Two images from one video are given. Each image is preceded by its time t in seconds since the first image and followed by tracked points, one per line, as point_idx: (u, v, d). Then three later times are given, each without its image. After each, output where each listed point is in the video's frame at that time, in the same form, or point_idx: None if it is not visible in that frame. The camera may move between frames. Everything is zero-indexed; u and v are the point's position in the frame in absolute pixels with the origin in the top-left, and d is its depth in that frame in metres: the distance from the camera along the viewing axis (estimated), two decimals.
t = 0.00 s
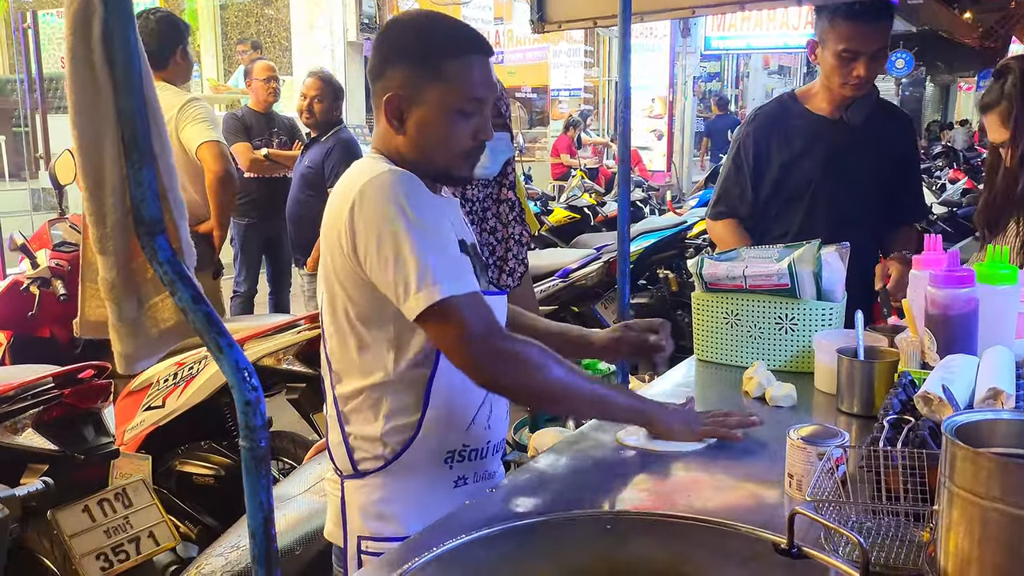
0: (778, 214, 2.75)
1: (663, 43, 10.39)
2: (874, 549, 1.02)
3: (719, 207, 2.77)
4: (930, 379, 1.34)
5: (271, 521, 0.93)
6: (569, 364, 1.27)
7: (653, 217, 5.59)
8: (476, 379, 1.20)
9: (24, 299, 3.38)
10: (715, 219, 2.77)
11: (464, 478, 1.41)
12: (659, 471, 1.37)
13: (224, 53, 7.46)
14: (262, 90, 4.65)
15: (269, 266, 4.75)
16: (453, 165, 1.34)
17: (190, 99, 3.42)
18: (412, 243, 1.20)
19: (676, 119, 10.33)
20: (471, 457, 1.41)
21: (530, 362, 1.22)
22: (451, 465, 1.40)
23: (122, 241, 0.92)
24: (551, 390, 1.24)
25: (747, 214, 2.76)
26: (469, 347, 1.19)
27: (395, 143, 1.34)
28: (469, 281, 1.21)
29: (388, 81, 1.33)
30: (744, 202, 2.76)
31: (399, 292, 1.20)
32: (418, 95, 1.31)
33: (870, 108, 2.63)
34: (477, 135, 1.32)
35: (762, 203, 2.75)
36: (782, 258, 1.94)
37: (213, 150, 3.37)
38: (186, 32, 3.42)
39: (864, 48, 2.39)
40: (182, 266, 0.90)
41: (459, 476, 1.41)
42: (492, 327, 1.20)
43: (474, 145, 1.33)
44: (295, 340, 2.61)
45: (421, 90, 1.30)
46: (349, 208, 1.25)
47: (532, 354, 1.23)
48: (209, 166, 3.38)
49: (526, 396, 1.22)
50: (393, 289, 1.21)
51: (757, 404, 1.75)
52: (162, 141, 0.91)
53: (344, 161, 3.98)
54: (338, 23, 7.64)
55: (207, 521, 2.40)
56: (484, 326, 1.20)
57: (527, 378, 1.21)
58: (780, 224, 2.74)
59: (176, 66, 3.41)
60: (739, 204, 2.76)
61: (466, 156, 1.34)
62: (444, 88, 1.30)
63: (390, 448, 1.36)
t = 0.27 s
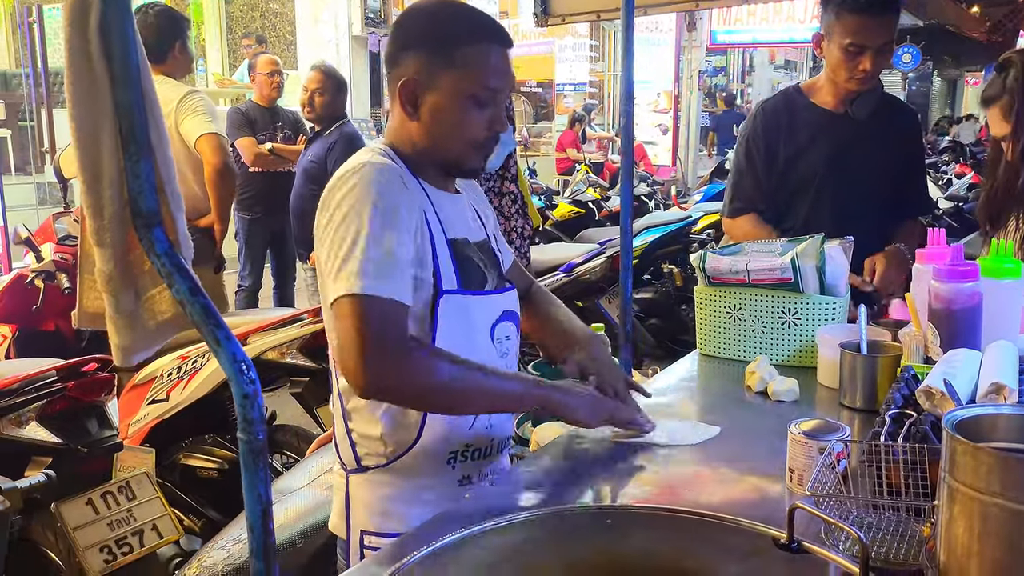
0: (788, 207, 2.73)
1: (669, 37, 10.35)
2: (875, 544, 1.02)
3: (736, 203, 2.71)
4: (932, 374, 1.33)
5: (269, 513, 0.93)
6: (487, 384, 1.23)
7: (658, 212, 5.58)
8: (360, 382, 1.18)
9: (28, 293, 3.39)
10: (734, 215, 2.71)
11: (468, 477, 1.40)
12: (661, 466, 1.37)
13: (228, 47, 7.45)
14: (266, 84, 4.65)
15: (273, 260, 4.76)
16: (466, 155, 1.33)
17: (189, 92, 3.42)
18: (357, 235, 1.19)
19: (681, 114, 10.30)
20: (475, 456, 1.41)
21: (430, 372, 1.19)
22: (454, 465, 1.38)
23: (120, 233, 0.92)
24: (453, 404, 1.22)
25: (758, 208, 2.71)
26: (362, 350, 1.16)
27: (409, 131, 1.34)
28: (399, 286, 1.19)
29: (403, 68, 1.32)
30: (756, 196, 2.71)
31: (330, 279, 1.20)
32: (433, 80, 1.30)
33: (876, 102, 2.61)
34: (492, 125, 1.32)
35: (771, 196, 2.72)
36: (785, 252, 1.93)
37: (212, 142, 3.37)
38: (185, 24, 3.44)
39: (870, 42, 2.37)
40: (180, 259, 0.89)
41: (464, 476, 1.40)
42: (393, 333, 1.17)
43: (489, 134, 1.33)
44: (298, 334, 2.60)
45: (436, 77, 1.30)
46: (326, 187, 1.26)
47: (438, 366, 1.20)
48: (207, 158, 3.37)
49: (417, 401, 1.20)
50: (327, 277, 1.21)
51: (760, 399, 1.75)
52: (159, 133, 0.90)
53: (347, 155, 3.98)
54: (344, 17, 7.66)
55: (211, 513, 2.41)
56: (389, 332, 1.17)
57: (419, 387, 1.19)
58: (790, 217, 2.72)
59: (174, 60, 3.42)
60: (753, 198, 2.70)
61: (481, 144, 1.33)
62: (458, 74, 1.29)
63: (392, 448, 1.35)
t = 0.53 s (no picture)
0: (795, 207, 2.72)
1: (672, 36, 10.34)
2: (876, 546, 1.02)
3: (749, 206, 2.67)
4: (933, 374, 1.33)
5: (269, 513, 0.93)
6: (541, 379, 1.25)
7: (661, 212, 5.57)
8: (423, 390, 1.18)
9: (31, 292, 3.40)
10: (746, 218, 2.67)
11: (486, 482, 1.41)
12: (663, 466, 1.37)
13: (231, 47, 7.47)
14: (269, 85, 4.66)
15: (276, 260, 4.76)
16: (477, 152, 1.34)
17: (189, 91, 3.43)
18: (390, 247, 1.18)
19: (684, 113, 10.29)
20: (493, 462, 1.41)
21: (484, 374, 1.19)
22: (474, 470, 1.39)
23: (121, 234, 0.92)
24: (509, 405, 1.22)
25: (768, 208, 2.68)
26: (419, 358, 1.16)
27: (419, 132, 1.33)
28: (441, 290, 1.19)
29: (407, 70, 1.32)
30: (767, 197, 2.68)
31: (369, 294, 1.19)
32: (440, 83, 1.30)
33: (879, 102, 2.61)
34: (499, 121, 1.32)
35: (779, 197, 2.70)
36: (786, 253, 1.93)
37: (210, 141, 3.38)
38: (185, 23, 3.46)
39: (876, 42, 2.37)
40: (181, 260, 0.89)
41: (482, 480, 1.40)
42: (448, 337, 1.18)
43: (496, 130, 1.33)
44: (300, 334, 2.59)
45: (443, 78, 1.29)
46: (340, 204, 1.25)
47: (492, 367, 1.21)
48: (206, 157, 3.38)
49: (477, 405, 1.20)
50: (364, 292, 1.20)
51: (761, 399, 1.75)
52: (161, 134, 0.90)
53: (349, 155, 3.98)
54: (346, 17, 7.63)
55: (212, 514, 2.41)
56: (440, 338, 1.17)
57: (479, 390, 1.19)
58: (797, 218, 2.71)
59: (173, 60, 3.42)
60: (763, 198, 2.67)
61: (488, 140, 1.33)
62: (465, 74, 1.29)
63: (414, 454, 1.35)
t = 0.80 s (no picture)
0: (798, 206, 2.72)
1: (674, 37, 10.35)
2: (877, 547, 1.01)
3: (750, 206, 2.68)
4: (934, 376, 1.33)
5: (270, 515, 0.93)
6: (528, 373, 1.24)
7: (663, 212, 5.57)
8: (412, 374, 1.16)
9: (34, 294, 3.40)
10: (749, 218, 2.67)
11: (479, 483, 1.40)
12: (664, 467, 1.37)
13: (235, 48, 7.49)
14: (271, 86, 4.67)
15: (279, 260, 4.77)
16: (466, 159, 1.34)
17: (190, 93, 3.44)
18: (378, 237, 1.20)
19: (687, 113, 10.29)
20: (484, 462, 1.42)
21: (474, 360, 1.19)
22: (466, 471, 1.39)
23: (122, 236, 0.93)
24: (500, 394, 1.21)
25: (770, 207, 2.69)
26: (408, 342, 1.16)
27: (408, 134, 1.33)
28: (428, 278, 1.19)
29: (402, 72, 1.32)
30: (769, 195, 2.68)
31: (358, 284, 1.20)
32: (434, 85, 1.30)
33: (885, 102, 2.60)
34: (491, 130, 1.33)
35: (782, 197, 2.70)
36: (788, 253, 1.93)
37: (212, 141, 3.40)
38: (193, 28, 3.52)
39: (880, 42, 2.36)
40: (182, 261, 0.89)
41: (475, 481, 1.40)
42: (438, 329, 1.17)
43: (488, 138, 1.33)
44: (302, 335, 2.60)
45: (437, 81, 1.29)
46: (330, 202, 1.27)
47: (482, 354, 1.20)
48: (206, 157, 3.40)
49: (469, 392, 1.19)
50: (354, 283, 1.20)
51: (763, 400, 1.74)
52: (162, 136, 0.90)
53: (352, 156, 3.99)
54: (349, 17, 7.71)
55: (215, 515, 2.41)
56: (429, 322, 1.17)
57: (470, 375, 1.18)
58: (800, 218, 2.72)
59: (174, 62, 3.44)
60: (765, 197, 2.68)
61: (479, 150, 1.33)
62: (459, 78, 1.29)
63: (405, 454, 1.35)
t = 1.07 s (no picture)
0: (798, 206, 2.72)
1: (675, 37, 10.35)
2: (877, 549, 1.01)
3: (748, 206, 2.70)
4: (934, 376, 1.33)
5: (268, 516, 0.93)
6: (477, 392, 1.23)
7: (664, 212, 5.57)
8: (345, 384, 1.16)
9: (34, 295, 3.40)
10: (744, 216, 2.70)
11: (472, 482, 1.40)
12: (664, 469, 1.37)
13: (236, 50, 7.48)
14: (269, 86, 4.67)
15: (279, 261, 4.76)
16: (476, 162, 1.34)
17: (191, 94, 3.42)
18: (353, 238, 1.19)
19: (688, 113, 10.29)
20: (479, 462, 1.41)
21: (416, 377, 1.17)
22: (460, 470, 1.39)
23: (119, 236, 0.93)
24: (438, 411, 1.20)
25: (769, 208, 2.70)
26: (350, 352, 1.15)
27: (421, 134, 1.33)
28: (393, 291, 1.17)
29: (419, 73, 1.32)
30: (767, 197, 2.70)
31: (323, 279, 1.19)
32: (449, 86, 1.29)
33: (886, 102, 2.60)
34: (504, 135, 1.32)
35: (781, 199, 2.71)
36: (789, 254, 1.93)
37: (212, 142, 3.39)
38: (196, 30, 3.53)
39: (878, 41, 2.36)
40: (179, 263, 0.89)
41: (468, 481, 1.40)
42: (389, 337, 1.16)
43: (500, 143, 1.33)
44: (302, 336, 2.57)
45: (452, 83, 1.29)
46: (331, 191, 1.26)
47: (426, 370, 1.19)
48: (206, 158, 3.39)
49: (402, 407, 1.18)
50: (321, 277, 1.20)
51: (763, 401, 1.74)
52: (159, 138, 0.90)
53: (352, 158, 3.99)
54: (351, 17, 7.57)
55: (216, 515, 2.40)
56: (378, 337, 1.15)
57: (407, 393, 1.17)
58: (800, 218, 2.72)
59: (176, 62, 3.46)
60: (763, 198, 2.69)
61: (491, 152, 1.33)
62: (474, 82, 1.29)
63: (400, 453, 1.35)
